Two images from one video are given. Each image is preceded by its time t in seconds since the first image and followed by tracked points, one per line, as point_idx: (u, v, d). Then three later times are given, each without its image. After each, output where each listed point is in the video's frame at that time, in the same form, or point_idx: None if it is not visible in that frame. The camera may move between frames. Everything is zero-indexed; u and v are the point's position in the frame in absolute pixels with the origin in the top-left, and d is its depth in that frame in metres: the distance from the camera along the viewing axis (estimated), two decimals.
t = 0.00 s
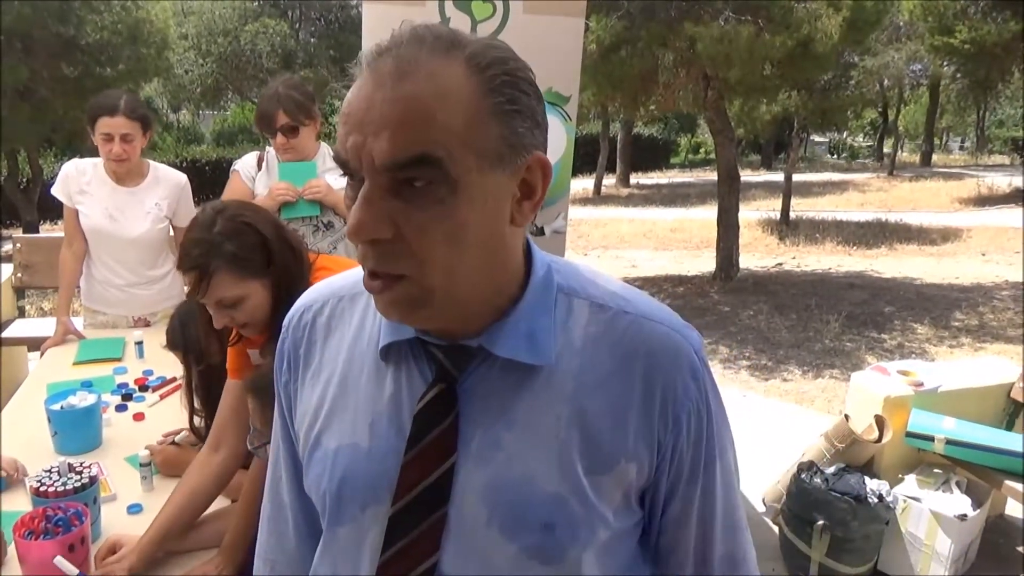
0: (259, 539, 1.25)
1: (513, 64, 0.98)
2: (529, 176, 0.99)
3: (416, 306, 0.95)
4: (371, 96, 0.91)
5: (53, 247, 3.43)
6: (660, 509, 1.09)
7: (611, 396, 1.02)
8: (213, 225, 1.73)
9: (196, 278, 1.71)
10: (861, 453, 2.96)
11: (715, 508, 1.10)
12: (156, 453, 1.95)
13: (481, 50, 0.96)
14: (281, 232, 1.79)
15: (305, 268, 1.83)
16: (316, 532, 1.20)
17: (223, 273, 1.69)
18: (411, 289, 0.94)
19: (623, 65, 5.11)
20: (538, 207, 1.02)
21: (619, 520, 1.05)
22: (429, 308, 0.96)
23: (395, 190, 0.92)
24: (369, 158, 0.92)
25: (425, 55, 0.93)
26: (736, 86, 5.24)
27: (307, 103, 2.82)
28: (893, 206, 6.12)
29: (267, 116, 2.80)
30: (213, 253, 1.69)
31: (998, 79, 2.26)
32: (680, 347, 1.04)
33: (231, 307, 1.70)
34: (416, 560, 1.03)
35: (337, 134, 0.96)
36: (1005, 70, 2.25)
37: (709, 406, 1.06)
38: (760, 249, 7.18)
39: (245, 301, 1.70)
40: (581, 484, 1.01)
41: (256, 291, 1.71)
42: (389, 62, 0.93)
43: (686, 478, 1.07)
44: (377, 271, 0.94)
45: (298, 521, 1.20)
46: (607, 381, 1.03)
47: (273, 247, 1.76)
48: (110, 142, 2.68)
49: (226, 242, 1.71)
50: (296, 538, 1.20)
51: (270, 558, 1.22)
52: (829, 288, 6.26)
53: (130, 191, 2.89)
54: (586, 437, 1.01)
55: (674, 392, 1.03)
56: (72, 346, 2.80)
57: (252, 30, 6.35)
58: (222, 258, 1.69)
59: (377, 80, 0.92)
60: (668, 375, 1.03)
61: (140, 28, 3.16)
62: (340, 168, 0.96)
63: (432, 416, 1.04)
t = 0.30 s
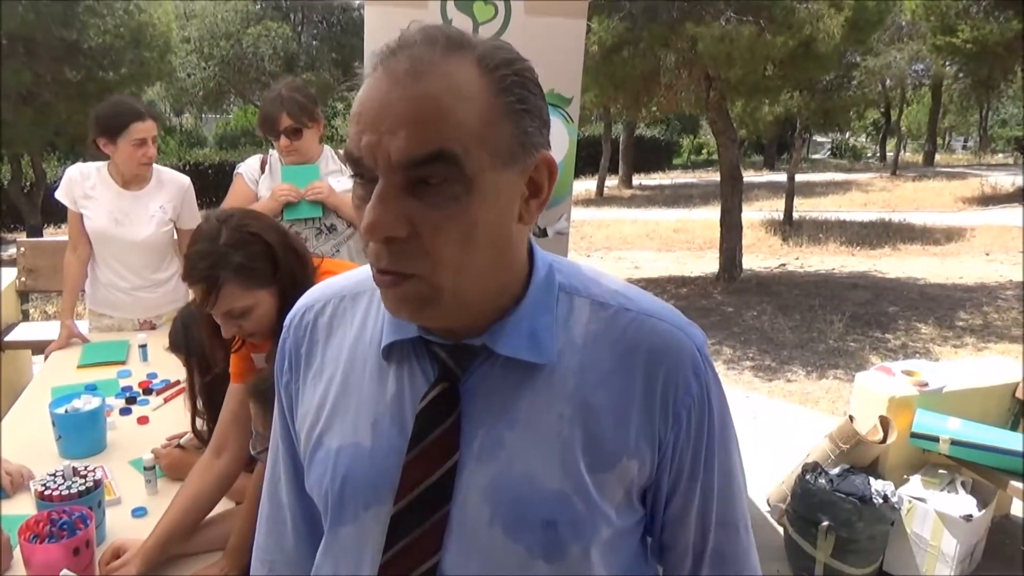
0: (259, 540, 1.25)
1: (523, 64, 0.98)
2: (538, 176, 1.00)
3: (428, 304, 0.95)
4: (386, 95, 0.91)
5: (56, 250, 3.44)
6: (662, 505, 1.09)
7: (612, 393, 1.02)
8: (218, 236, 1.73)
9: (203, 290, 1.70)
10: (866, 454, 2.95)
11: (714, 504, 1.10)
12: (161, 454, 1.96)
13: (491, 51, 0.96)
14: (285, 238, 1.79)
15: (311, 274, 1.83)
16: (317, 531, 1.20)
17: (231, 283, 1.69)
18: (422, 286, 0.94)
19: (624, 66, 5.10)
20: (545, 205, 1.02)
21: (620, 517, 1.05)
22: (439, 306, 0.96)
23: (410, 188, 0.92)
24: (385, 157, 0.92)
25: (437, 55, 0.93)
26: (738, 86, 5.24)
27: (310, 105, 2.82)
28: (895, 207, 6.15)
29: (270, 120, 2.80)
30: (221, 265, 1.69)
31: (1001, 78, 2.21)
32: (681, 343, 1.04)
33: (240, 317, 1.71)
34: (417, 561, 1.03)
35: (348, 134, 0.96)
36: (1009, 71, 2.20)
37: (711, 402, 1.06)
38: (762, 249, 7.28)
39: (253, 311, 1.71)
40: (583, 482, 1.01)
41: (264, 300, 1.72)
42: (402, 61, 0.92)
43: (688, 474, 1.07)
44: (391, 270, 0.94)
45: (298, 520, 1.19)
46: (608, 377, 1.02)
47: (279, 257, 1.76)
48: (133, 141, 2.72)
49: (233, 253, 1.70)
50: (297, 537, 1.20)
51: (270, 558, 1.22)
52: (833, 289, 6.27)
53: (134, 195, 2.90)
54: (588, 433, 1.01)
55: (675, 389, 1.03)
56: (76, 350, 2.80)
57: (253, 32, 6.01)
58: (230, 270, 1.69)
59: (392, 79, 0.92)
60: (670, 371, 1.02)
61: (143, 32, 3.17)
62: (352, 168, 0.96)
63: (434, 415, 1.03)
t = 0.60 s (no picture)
0: (257, 550, 1.24)
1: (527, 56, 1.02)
2: (542, 164, 1.05)
3: (468, 288, 0.97)
4: (424, 83, 0.92)
5: (59, 255, 3.45)
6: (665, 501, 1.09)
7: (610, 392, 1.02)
8: (221, 241, 1.73)
9: (205, 295, 1.70)
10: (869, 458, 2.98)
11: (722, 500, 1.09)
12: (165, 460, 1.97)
13: (499, 43, 0.99)
14: (287, 244, 1.79)
15: (313, 280, 1.83)
16: (315, 538, 1.20)
17: (233, 288, 1.69)
18: (468, 271, 0.95)
19: (626, 69, 5.15)
20: (543, 192, 1.06)
21: (621, 515, 1.05)
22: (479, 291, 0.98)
23: (451, 171, 0.94)
24: (429, 143, 0.93)
25: (461, 45, 0.95)
26: (740, 88, 5.24)
27: (312, 109, 2.82)
28: (896, 208, 6.24)
29: (272, 125, 2.80)
30: (224, 269, 1.68)
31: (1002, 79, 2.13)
32: (676, 339, 1.04)
33: (242, 322, 1.72)
34: (420, 563, 1.03)
35: (375, 125, 0.96)
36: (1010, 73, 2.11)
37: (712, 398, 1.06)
38: (765, 252, 7.21)
39: (255, 316, 1.72)
40: (583, 482, 1.00)
41: (266, 305, 1.73)
42: (432, 51, 0.93)
43: (692, 470, 1.06)
44: (434, 256, 0.94)
45: (297, 528, 1.19)
46: (606, 376, 1.02)
47: (281, 262, 1.76)
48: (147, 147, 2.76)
49: (235, 258, 1.70)
50: (295, 544, 1.20)
51: (269, 567, 1.22)
52: (835, 291, 6.27)
53: (142, 201, 2.91)
54: (586, 433, 1.01)
55: (673, 385, 1.02)
56: (79, 355, 2.80)
57: (256, 37, 6.57)
58: (232, 274, 1.69)
59: (427, 67, 0.92)
60: (666, 368, 1.02)
61: (145, 37, 3.18)
62: (383, 160, 0.96)
63: (433, 419, 1.03)
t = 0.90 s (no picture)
0: (252, 558, 1.22)
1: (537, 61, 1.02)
2: (551, 169, 1.05)
3: (479, 291, 0.96)
4: (437, 85, 0.92)
5: (62, 258, 3.46)
6: (670, 504, 1.09)
7: (618, 396, 1.02)
8: (223, 244, 1.73)
9: (207, 298, 1.70)
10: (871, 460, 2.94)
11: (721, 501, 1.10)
12: (168, 464, 1.97)
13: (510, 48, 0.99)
14: (290, 247, 1.80)
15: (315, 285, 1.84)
16: (314, 545, 1.19)
17: (235, 291, 1.69)
18: (479, 274, 0.95)
19: (628, 72, 5.15)
20: (551, 198, 1.06)
21: (628, 517, 1.05)
22: (490, 295, 0.97)
23: (462, 175, 0.94)
24: (441, 146, 0.93)
25: (474, 49, 0.95)
26: (742, 90, 5.21)
27: (315, 112, 2.83)
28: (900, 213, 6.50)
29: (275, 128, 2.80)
30: (226, 272, 1.69)
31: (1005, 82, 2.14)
32: (683, 342, 1.04)
33: (244, 325, 1.71)
34: (430, 565, 1.02)
35: (387, 126, 0.95)
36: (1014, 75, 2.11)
37: (716, 399, 1.06)
38: (767, 255, 7.15)
39: (257, 319, 1.71)
40: (591, 485, 1.00)
41: (269, 308, 1.73)
42: (445, 54, 0.93)
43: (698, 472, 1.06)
44: (445, 259, 0.93)
45: (293, 538, 1.17)
46: (613, 378, 1.02)
47: (283, 266, 1.76)
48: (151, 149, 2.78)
49: (237, 261, 1.71)
50: (291, 552, 1.18)
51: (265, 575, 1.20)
52: (838, 293, 6.27)
53: (145, 203, 2.91)
54: (594, 435, 1.01)
55: (681, 388, 1.03)
56: (81, 358, 2.80)
57: (258, 41, 6.59)
58: (234, 278, 1.69)
59: (439, 69, 0.92)
60: (675, 370, 1.02)
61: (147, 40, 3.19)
62: (394, 161, 0.95)
63: (442, 423, 1.03)
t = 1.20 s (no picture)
0: (250, 565, 1.22)
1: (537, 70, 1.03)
2: (551, 178, 1.05)
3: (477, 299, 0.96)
4: (435, 93, 0.92)
5: (65, 263, 3.47)
6: (670, 516, 1.09)
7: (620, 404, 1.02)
8: (226, 250, 1.74)
9: (209, 303, 1.71)
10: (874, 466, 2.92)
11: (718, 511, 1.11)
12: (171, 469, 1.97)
13: (512, 55, 0.99)
14: (292, 252, 1.80)
15: (319, 291, 1.84)
16: (314, 551, 1.19)
17: (237, 296, 1.70)
18: (475, 280, 0.95)
19: (631, 77, 5.16)
20: (552, 205, 1.07)
21: (628, 526, 1.05)
22: (487, 301, 0.97)
23: (460, 183, 0.94)
24: (438, 154, 0.93)
25: (474, 57, 0.95)
26: (744, 96, 5.21)
27: (318, 118, 2.84)
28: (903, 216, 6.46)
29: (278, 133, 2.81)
30: (228, 277, 1.70)
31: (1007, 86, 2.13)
32: (684, 352, 1.04)
33: (247, 330, 1.72)
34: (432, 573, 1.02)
35: (384, 134, 0.95)
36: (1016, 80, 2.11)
37: (717, 411, 1.06)
38: (770, 259, 7.18)
39: (259, 324, 1.72)
40: (592, 494, 1.00)
41: (271, 313, 1.73)
42: (444, 62, 0.94)
43: (698, 483, 1.06)
44: (441, 266, 0.93)
45: (292, 544, 1.17)
46: (614, 388, 1.02)
47: (286, 272, 1.77)
48: (152, 151, 2.78)
49: (240, 266, 1.71)
50: (291, 559, 1.18)
51: None
52: (840, 298, 6.26)
53: (149, 208, 2.91)
54: (595, 443, 1.01)
55: (683, 398, 1.03)
56: (84, 363, 2.81)
57: (262, 46, 6.63)
58: (236, 283, 1.70)
59: (438, 78, 0.92)
60: (677, 381, 1.02)
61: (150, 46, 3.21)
62: (392, 168, 0.95)
63: (444, 430, 1.03)
